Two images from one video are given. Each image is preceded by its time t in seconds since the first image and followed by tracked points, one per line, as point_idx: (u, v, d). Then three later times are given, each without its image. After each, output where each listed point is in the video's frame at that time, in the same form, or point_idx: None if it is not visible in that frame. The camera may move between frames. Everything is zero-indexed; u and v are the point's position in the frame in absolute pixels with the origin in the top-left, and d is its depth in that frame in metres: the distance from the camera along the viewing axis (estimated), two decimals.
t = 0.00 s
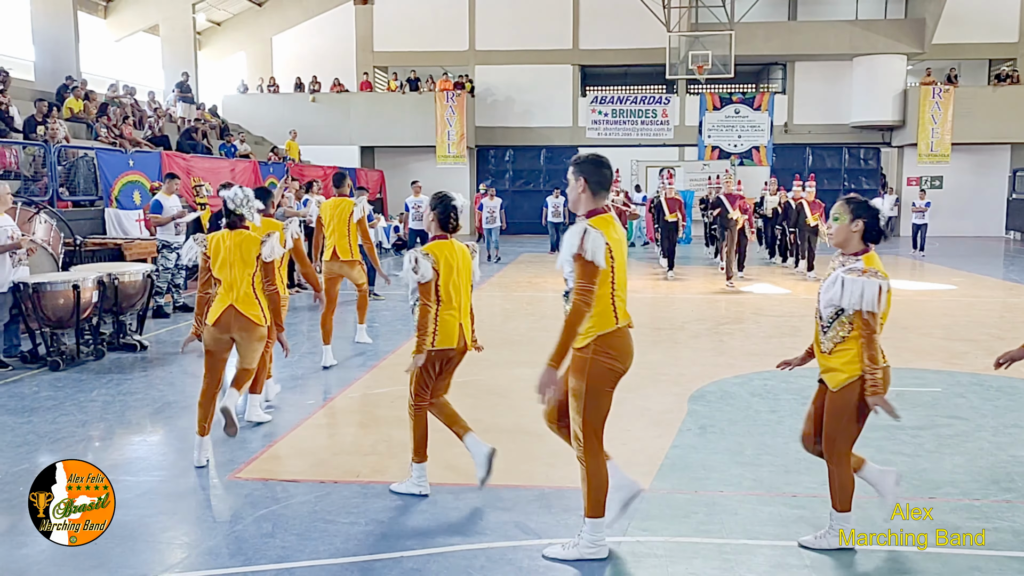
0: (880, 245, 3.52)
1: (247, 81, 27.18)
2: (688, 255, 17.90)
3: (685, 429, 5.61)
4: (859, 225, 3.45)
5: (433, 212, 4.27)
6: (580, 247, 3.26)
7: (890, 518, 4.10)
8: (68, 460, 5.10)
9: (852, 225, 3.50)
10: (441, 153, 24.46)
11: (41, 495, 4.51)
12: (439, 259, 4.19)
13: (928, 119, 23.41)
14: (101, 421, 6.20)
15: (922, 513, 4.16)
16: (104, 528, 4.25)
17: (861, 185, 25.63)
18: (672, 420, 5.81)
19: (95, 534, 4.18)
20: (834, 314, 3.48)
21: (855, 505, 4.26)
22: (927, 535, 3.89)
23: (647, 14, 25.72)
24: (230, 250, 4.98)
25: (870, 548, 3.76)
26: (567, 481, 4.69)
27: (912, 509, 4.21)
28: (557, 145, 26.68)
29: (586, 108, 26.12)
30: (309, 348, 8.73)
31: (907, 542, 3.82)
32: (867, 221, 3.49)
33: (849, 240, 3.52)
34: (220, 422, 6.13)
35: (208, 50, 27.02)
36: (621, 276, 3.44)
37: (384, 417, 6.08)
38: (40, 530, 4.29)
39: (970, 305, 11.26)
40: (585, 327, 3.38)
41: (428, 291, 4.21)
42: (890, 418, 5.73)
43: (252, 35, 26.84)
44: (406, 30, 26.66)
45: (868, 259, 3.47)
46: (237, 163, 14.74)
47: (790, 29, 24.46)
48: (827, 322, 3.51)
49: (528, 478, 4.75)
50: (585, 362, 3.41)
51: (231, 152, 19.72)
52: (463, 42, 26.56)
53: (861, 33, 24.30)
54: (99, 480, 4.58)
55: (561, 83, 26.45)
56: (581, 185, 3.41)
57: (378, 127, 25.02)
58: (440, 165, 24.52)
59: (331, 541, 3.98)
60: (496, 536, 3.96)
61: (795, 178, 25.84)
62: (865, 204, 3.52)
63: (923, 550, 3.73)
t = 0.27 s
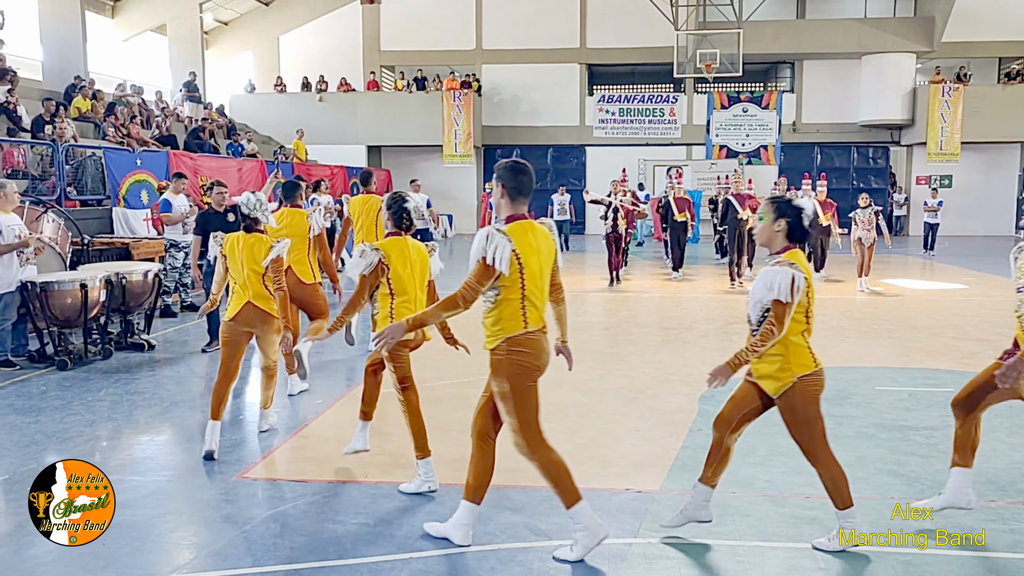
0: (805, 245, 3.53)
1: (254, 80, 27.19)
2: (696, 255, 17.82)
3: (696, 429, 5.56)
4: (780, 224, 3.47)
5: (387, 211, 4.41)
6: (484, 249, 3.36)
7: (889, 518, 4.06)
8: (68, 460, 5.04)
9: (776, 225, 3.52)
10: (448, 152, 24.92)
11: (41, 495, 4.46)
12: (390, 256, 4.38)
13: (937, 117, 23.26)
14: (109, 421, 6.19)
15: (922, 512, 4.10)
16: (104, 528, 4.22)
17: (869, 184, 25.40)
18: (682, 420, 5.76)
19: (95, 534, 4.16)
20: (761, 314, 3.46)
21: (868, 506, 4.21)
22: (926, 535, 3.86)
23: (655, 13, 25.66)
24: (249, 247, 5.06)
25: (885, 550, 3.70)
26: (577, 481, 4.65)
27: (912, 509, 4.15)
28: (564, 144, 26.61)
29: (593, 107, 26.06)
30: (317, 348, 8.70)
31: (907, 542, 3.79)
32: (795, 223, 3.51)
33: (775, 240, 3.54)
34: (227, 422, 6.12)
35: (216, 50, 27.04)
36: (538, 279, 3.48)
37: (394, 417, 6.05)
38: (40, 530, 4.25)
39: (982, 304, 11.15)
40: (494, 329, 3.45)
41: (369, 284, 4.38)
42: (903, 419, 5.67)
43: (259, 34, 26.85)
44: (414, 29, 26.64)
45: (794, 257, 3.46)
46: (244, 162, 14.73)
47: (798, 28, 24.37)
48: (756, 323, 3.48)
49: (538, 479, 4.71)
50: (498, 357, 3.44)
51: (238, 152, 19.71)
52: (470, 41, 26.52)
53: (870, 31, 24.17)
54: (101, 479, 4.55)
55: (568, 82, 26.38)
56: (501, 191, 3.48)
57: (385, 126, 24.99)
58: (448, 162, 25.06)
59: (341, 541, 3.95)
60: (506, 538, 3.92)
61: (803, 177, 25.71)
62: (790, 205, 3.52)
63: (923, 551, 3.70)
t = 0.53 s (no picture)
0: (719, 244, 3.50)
1: (254, 79, 27.14)
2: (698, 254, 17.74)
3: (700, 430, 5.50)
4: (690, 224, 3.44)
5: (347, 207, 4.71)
6: (399, 241, 3.47)
7: (889, 518, 4.04)
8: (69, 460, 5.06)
9: (689, 224, 3.50)
10: (449, 151, 24.89)
11: (41, 495, 4.47)
12: (344, 248, 4.64)
13: (939, 116, 23.21)
14: (107, 421, 6.14)
15: (923, 512, 4.08)
16: (104, 528, 4.21)
17: (871, 183, 25.61)
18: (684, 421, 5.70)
19: (95, 534, 4.14)
20: (679, 313, 3.45)
21: (874, 508, 4.15)
22: (926, 534, 3.84)
23: (656, 11, 25.58)
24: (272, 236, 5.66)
25: (894, 554, 3.64)
26: (580, 484, 4.60)
27: (913, 509, 4.13)
28: (565, 143, 26.54)
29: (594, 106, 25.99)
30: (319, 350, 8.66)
31: (907, 542, 3.77)
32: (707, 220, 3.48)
33: (689, 240, 3.51)
34: (227, 424, 6.07)
35: (215, 48, 26.96)
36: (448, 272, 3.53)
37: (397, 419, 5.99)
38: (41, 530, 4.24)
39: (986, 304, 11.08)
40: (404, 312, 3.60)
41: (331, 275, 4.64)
42: (909, 420, 5.60)
43: (259, 33, 26.78)
44: (415, 28, 26.59)
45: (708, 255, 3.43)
46: (245, 161, 14.67)
47: (799, 26, 24.31)
48: (672, 321, 3.47)
49: (541, 481, 4.65)
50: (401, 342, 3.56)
51: (238, 151, 19.64)
52: (470, 40, 26.47)
53: (871, 30, 24.12)
54: (101, 479, 4.59)
55: (569, 81, 26.32)
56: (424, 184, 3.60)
57: (385, 126, 24.94)
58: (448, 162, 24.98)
59: (340, 546, 3.89)
60: (507, 542, 3.86)
61: (805, 176, 25.63)
62: (700, 206, 3.50)
63: (923, 550, 3.68)
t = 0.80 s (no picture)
0: (630, 246, 3.39)
1: (251, 78, 27.03)
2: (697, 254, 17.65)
3: (700, 435, 5.41)
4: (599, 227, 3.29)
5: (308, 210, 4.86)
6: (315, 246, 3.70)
7: (889, 518, 4.02)
8: (68, 461, 5.04)
9: (597, 224, 3.39)
10: (446, 151, 24.73)
11: (41, 495, 4.46)
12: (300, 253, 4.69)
13: (939, 115, 23.13)
14: (99, 425, 6.06)
15: (923, 512, 4.07)
16: (104, 528, 4.21)
17: (870, 182, 25.39)
18: (685, 426, 5.62)
19: (95, 534, 4.14)
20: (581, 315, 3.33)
21: (878, 515, 4.06)
22: (927, 535, 3.83)
23: (654, 9, 25.48)
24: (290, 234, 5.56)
25: (900, 564, 3.54)
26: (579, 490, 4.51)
27: (912, 509, 4.13)
28: (563, 142, 26.43)
29: (593, 105, 25.90)
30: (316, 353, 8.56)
31: (906, 542, 3.76)
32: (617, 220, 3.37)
33: (598, 240, 3.41)
34: (220, 429, 5.98)
35: (212, 48, 26.84)
36: (364, 271, 3.72)
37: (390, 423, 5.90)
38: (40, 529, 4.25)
39: (989, 304, 10.98)
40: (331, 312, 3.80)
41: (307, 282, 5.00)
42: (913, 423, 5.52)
43: (256, 32, 26.66)
44: (412, 26, 26.48)
45: (610, 257, 3.34)
46: (241, 161, 14.57)
47: (798, 25, 24.23)
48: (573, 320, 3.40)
49: (539, 489, 4.57)
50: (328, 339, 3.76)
51: (235, 150, 19.52)
52: (468, 39, 26.37)
53: (870, 28, 24.05)
54: (99, 479, 4.58)
55: (568, 80, 26.22)
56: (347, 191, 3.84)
57: (383, 125, 24.83)
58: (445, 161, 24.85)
59: (331, 555, 3.81)
60: (504, 551, 3.78)
61: (804, 175, 25.53)
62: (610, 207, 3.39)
63: (922, 549, 3.69)
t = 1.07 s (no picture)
0: (537, 244, 3.56)
1: (247, 77, 26.91)
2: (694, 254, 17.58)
3: (696, 437, 5.33)
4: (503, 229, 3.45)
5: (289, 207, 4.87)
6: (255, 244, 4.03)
7: (888, 518, 4.00)
8: (66, 461, 4.99)
9: (508, 225, 3.57)
10: (443, 150, 24.68)
11: (41, 494, 4.43)
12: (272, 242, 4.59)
13: (937, 114, 23.11)
14: (86, 428, 5.96)
15: (922, 512, 4.04)
16: (104, 528, 4.20)
17: (868, 181, 25.35)
18: (681, 427, 5.54)
19: (95, 534, 4.13)
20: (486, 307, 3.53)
21: (878, 519, 3.98)
22: (926, 535, 3.80)
23: (651, 8, 25.41)
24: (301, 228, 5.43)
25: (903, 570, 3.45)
26: (573, 494, 4.43)
27: (912, 509, 4.10)
28: (560, 141, 26.34)
29: (590, 104, 25.80)
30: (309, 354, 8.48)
31: (906, 542, 3.74)
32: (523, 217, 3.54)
33: (510, 240, 3.59)
34: (210, 432, 5.89)
35: (208, 47, 26.72)
36: (300, 263, 3.98)
37: (380, 424, 5.82)
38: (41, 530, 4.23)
39: (987, 304, 10.92)
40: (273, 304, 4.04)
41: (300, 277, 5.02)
42: (911, 425, 5.44)
43: (252, 31, 26.55)
44: (409, 25, 26.38)
45: (517, 255, 3.53)
46: (236, 160, 14.47)
47: (796, 24, 24.16)
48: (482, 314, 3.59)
49: (533, 492, 4.49)
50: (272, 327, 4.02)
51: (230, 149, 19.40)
52: (465, 38, 26.28)
53: (868, 27, 24.03)
54: (102, 479, 4.57)
55: (565, 79, 26.13)
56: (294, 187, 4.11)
57: (379, 124, 24.73)
58: (442, 160, 24.78)
59: (320, 561, 3.72)
60: (496, 557, 3.69)
61: (801, 174, 25.44)
62: (517, 209, 3.56)
63: (921, 550, 3.66)
